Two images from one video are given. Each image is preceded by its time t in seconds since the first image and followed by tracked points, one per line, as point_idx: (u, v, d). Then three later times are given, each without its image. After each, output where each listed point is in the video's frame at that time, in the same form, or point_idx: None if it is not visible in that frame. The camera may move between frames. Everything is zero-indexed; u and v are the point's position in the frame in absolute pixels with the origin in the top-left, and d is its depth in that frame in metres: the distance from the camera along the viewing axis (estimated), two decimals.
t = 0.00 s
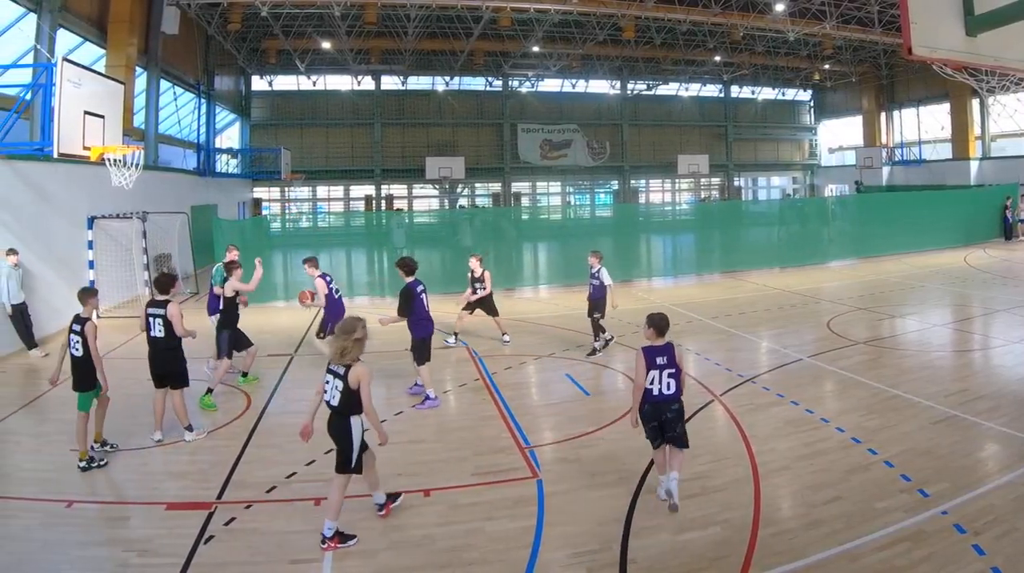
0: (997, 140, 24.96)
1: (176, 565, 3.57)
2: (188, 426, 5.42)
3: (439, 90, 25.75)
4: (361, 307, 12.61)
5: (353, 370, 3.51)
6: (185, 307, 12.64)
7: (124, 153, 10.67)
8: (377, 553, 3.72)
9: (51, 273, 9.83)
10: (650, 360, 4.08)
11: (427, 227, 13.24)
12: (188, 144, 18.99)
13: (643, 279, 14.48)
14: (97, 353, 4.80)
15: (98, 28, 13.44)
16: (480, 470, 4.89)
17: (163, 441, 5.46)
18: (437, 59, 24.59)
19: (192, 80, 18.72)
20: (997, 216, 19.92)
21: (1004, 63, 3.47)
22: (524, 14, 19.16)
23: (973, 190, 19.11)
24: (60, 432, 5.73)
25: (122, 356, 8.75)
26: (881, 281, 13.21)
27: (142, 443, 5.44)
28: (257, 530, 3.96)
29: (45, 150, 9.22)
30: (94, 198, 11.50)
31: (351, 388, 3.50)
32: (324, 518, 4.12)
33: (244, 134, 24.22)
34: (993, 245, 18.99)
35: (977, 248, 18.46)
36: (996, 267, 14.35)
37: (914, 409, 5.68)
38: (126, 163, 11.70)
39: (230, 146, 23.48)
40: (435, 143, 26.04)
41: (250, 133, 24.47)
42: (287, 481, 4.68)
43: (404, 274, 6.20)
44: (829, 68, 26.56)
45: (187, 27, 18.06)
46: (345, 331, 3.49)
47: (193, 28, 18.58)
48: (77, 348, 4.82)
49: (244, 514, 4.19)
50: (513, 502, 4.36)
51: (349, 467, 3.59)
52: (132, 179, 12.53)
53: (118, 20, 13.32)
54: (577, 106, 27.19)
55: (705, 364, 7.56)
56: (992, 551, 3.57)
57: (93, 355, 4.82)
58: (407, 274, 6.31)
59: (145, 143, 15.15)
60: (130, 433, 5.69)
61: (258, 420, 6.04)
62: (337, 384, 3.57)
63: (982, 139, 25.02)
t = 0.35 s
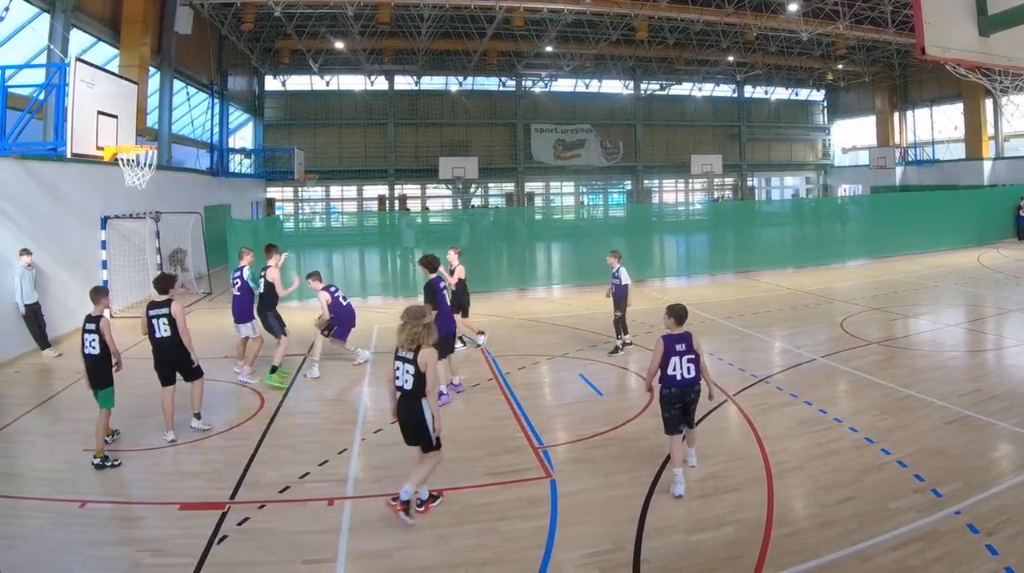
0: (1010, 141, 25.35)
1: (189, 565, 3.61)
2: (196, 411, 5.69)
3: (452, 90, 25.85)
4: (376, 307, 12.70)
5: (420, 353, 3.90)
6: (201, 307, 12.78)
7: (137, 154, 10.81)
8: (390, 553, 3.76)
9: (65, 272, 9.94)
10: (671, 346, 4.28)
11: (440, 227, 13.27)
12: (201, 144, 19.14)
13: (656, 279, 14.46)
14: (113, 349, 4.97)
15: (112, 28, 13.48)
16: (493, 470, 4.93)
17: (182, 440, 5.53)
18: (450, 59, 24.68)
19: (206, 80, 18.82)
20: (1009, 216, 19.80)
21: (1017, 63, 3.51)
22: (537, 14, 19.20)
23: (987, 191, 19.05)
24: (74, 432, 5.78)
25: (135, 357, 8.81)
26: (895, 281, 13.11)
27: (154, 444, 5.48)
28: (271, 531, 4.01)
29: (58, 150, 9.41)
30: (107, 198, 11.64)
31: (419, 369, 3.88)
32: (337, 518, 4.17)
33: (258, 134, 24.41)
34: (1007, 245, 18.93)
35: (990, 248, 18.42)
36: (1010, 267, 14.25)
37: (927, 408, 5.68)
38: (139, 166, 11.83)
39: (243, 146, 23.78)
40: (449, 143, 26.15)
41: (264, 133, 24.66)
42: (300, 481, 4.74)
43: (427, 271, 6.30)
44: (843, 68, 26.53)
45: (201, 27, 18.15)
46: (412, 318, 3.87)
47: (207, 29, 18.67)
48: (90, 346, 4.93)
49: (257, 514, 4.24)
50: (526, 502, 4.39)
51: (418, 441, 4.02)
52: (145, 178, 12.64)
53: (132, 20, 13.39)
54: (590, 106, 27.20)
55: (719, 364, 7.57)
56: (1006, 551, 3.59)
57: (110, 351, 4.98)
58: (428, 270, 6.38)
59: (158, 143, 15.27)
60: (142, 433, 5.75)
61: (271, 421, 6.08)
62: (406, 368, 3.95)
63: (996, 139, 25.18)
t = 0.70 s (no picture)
0: None
1: (201, 565, 3.64)
2: (206, 404, 6.07)
3: (465, 90, 25.93)
4: (388, 307, 12.80)
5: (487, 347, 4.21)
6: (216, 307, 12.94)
7: (151, 153, 10.64)
8: (402, 554, 3.78)
9: (76, 273, 10.05)
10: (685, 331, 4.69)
11: (453, 227, 13.30)
12: (214, 143, 19.17)
13: (669, 279, 14.45)
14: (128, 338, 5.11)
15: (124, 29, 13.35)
16: (505, 470, 4.96)
17: (196, 439, 5.63)
18: (463, 59, 24.76)
19: (219, 81, 18.90)
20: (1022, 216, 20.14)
21: None
22: (549, 14, 19.24)
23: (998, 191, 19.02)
24: (87, 432, 5.84)
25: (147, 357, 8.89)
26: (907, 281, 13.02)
27: (166, 443, 5.56)
28: (283, 531, 4.04)
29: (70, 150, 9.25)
30: (119, 197, 11.76)
31: (487, 363, 4.19)
32: (349, 518, 4.20)
33: (271, 135, 24.53)
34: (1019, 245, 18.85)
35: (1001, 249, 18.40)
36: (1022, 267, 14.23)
37: (939, 408, 5.67)
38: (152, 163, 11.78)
39: (256, 146, 23.64)
40: (461, 143, 26.24)
41: (276, 133, 24.78)
42: (312, 481, 4.78)
43: (443, 268, 6.36)
44: (854, 68, 26.70)
45: (214, 28, 18.19)
46: (481, 313, 4.23)
47: (219, 29, 18.72)
48: (109, 335, 5.06)
49: (269, 514, 4.28)
50: (538, 502, 4.42)
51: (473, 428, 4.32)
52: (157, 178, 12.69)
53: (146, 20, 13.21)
54: (602, 106, 27.21)
55: (731, 364, 7.57)
56: (1019, 551, 3.60)
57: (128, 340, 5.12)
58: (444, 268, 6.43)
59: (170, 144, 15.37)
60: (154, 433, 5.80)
61: (284, 420, 6.15)
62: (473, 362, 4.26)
63: (1008, 138, 25.14)
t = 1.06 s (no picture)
0: None
1: (215, 565, 3.65)
2: (219, 402, 6.16)
3: (478, 90, 26.02)
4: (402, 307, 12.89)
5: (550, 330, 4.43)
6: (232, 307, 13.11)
7: (164, 153, 10.65)
8: (416, 554, 3.79)
9: (89, 272, 10.22)
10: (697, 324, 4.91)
11: (466, 226, 13.35)
12: (227, 144, 19.26)
13: (682, 279, 14.43)
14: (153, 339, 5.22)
15: (138, 29, 13.41)
16: (518, 470, 4.99)
17: (214, 438, 5.67)
18: (477, 59, 24.85)
19: (232, 81, 19.02)
20: None
21: None
22: (563, 14, 19.27)
23: (1012, 190, 18.97)
24: (100, 432, 5.88)
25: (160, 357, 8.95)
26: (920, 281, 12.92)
27: (186, 444, 5.57)
28: (296, 530, 4.05)
29: (82, 150, 9.08)
30: (132, 197, 11.95)
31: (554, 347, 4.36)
32: (362, 518, 4.21)
33: (284, 134, 24.66)
34: None
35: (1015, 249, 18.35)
36: None
37: (952, 408, 5.69)
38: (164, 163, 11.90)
39: (269, 146, 23.76)
40: (474, 143, 26.33)
41: (289, 133, 24.92)
42: (325, 481, 4.81)
43: (468, 269, 6.38)
44: (868, 68, 26.69)
45: (228, 28, 18.28)
46: (546, 296, 4.45)
47: (233, 29, 18.82)
48: (129, 332, 5.18)
49: (282, 513, 4.28)
50: (552, 502, 4.44)
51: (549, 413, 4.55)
52: (170, 178, 12.76)
53: (159, 20, 13.25)
54: (615, 106, 27.21)
55: (744, 364, 7.58)
56: None
57: (149, 339, 5.22)
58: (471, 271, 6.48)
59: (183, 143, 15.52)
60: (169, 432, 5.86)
61: (297, 420, 6.21)
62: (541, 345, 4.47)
63: None
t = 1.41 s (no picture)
0: None
1: (227, 565, 3.68)
2: (231, 397, 6.27)
3: (490, 90, 26.10)
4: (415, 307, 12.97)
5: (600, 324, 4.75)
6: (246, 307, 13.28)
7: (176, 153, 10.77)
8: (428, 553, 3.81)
9: (101, 272, 10.40)
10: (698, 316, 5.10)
11: (479, 227, 13.41)
12: (240, 144, 19.42)
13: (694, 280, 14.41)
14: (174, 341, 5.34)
15: (149, 29, 13.54)
16: (531, 470, 5.03)
17: (226, 438, 5.74)
18: (489, 59, 24.92)
19: (244, 81, 19.17)
20: None
21: None
22: (575, 14, 19.29)
23: None
24: (111, 433, 5.93)
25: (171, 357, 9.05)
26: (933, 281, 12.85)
27: (199, 443, 5.63)
28: (309, 530, 4.09)
29: (95, 150, 9.15)
30: (145, 198, 12.15)
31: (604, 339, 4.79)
32: (374, 518, 4.24)
33: (296, 134, 24.81)
34: None
35: None
36: None
37: (964, 408, 5.72)
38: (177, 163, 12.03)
39: (282, 146, 23.91)
40: (487, 143, 26.40)
41: (302, 133, 25.06)
42: (337, 481, 4.85)
43: (503, 273, 6.38)
44: (880, 68, 26.61)
45: (240, 27, 18.42)
46: (590, 294, 4.85)
47: (246, 29, 18.98)
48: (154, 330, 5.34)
49: (294, 513, 4.33)
50: (564, 502, 4.47)
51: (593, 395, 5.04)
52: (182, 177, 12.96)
53: (171, 20, 13.39)
54: (627, 106, 27.19)
55: (757, 364, 7.59)
56: None
57: (168, 339, 5.33)
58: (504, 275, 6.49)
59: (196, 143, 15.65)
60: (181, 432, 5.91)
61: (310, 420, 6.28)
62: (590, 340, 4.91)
63: None
